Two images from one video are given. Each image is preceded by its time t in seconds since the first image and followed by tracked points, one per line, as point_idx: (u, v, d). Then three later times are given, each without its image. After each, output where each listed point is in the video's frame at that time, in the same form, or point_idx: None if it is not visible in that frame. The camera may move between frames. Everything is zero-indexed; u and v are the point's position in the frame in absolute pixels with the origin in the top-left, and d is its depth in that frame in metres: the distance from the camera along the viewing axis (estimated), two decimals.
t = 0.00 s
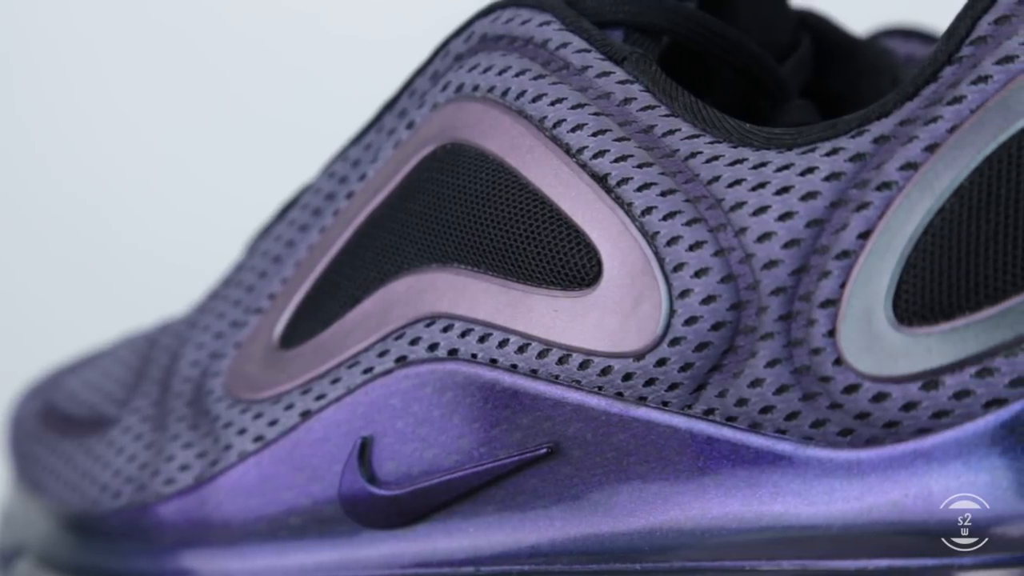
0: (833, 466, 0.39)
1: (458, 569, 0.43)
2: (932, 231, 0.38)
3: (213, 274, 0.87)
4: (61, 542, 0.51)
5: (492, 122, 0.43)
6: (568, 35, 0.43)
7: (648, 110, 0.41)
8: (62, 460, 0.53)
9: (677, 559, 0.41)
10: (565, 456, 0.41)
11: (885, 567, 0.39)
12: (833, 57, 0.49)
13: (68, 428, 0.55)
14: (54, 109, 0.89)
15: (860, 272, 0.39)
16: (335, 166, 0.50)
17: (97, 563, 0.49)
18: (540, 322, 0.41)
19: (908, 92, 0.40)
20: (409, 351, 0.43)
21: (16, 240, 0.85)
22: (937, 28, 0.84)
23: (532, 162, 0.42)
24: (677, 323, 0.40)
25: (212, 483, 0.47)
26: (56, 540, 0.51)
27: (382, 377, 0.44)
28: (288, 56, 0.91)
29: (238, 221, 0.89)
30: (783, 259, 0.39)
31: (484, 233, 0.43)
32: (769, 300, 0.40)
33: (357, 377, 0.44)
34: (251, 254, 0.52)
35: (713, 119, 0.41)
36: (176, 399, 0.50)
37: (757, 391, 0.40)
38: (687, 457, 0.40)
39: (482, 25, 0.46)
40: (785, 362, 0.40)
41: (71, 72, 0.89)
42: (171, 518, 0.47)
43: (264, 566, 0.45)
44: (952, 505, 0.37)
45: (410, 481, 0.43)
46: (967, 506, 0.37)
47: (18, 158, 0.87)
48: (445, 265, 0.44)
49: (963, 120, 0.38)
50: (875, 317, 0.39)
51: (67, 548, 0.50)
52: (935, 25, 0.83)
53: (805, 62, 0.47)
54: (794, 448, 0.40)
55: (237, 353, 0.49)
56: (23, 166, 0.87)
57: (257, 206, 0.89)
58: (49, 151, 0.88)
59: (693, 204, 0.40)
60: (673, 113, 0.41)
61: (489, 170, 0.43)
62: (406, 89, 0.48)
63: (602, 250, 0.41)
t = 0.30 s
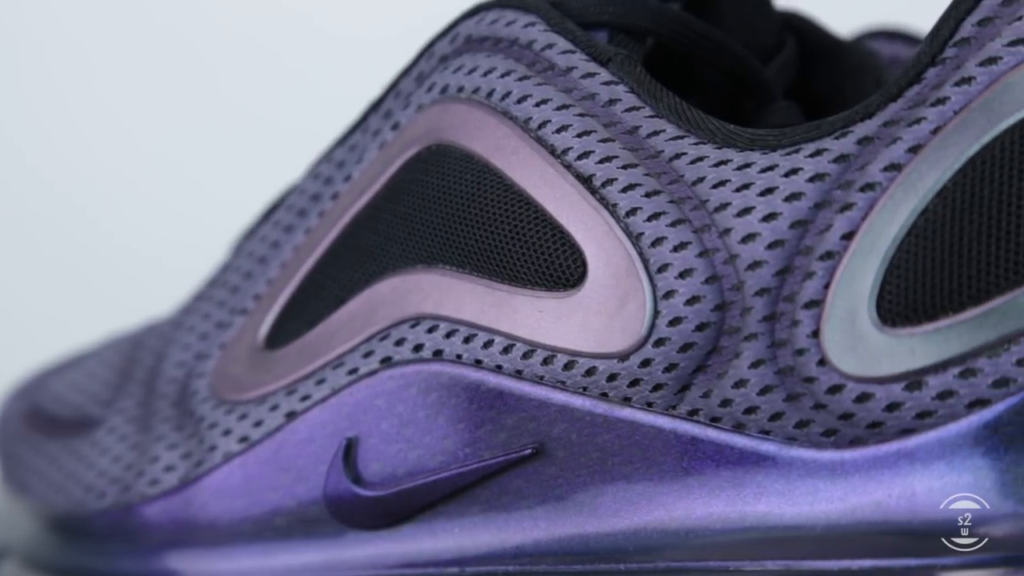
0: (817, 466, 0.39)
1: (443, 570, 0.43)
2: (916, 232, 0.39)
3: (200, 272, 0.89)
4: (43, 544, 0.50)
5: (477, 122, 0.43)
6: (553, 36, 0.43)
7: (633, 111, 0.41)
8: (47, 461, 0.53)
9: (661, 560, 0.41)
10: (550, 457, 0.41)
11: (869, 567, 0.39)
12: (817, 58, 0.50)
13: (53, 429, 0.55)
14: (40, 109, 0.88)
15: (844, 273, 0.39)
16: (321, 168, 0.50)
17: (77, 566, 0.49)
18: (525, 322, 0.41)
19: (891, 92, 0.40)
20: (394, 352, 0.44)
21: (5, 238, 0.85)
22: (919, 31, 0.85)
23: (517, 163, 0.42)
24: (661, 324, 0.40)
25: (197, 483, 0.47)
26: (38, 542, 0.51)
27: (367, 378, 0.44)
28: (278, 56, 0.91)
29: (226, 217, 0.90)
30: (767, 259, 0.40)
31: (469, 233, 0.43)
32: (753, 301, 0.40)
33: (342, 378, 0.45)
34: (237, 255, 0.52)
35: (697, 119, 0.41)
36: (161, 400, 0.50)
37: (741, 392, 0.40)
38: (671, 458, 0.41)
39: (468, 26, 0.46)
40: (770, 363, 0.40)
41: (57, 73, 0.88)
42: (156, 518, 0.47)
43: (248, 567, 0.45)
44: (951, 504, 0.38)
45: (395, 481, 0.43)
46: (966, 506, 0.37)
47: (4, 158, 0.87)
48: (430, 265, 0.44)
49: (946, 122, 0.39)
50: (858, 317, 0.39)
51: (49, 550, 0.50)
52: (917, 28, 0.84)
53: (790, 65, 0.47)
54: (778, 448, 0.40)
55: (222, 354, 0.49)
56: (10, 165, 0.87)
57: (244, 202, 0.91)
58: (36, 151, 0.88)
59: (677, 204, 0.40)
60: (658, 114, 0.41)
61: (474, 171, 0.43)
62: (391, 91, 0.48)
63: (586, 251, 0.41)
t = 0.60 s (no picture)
0: (798, 467, 0.39)
1: (424, 571, 0.43)
2: (896, 233, 0.39)
3: (186, 270, 0.88)
4: (23, 546, 0.50)
5: (459, 124, 0.43)
6: (535, 38, 0.43)
7: (614, 113, 0.41)
8: (29, 463, 0.53)
9: (642, 560, 0.41)
10: (531, 458, 0.41)
11: (849, 568, 0.39)
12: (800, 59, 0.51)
13: (35, 430, 0.55)
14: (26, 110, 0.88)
15: (825, 274, 0.39)
16: (303, 169, 0.50)
17: (58, 567, 0.49)
18: (507, 324, 0.41)
19: (872, 94, 0.40)
20: (376, 354, 0.44)
21: None
22: (902, 33, 0.85)
23: (499, 164, 0.42)
24: (642, 325, 0.40)
25: (179, 484, 0.47)
26: (19, 544, 0.51)
27: (349, 379, 0.44)
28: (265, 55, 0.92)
29: (211, 215, 0.90)
30: (748, 261, 0.40)
31: (450, 235, 0.43)
32: (734, 302, 0.40)
33: (324, 379, 0.45)
34: (219, 256, 0.52)
35: (679, 121, 0.41)
36: (143, 401, 0.50)
37: (722, 393, 0.40)
38: (652, 459, 0.41)
39: (449, 28, 0.46)
40: (750, 364, 0.40)
41: (43, 75, 0.89)
42: (138, 519, 0.47)
43: (229, 569, 0.45)
44: (952, 504, 0.37)
45: (377, 482, 0.43)
46: (967, 506, 0.37)
47: None
48: (412, 266, 0.44)
49: (926, 123, 0.39)
50: (838, 319, 0.39)
51: (30, 552, 0.50)
52: (900, 29, 0.84)
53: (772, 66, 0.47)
54: (759, 449, 0.40)
55: (204, 356, 0.49)
56: None
57: (231, 200, 0.90)
58: (23, 151, 0.88)
59: (659, 206, 0.40)
60: (639, 116, 0.41)
61: (456, 172, 0.43)
62: (373, 92, 0.49)
63: (568, 252, 0.41)
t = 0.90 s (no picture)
0: (780, 468, 0.39)
1: (407, 572, 0.43)
2: (877, 235, 0.39)
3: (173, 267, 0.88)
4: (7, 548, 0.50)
5: (442, 125, 0.43)
6: (518, 39, 0.43)
7: (597, 115, 0.41)
8: (12, 465, 0.53)
9: (624, 561, 0.41)
10: (514, 459, 0.41)
11: (831, 569, 0.39)
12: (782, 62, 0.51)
13: (17, 432, 0.55)
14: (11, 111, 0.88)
15: (807, 276, 0.39)
16: (286, 170, 0.50)
17: (40, 568, 0.49)
18: (489, 325, 0.41)
19: (854, 96, 0.40)
20: (359, 355, 0.44)
21: None
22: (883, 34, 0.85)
23: (482, 166, 0.42)
24: (624, 327, 0.40)
25: (162, 486, 0.47)
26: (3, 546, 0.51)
27: (331, 380, 0.44)
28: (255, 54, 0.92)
29: (199, 212, 0.90)
30: (730, 263, 0.40)
31: (433, 236, 0.43)
32: (716, 303, 0.40)
33: (307, 381, 0.45)
34: (202, 257, 0.52)
35: (662, 122, 0.41)
36: (125, 403, 0.50)
37: (704, 395, 0.40)
38: (635, 460, 0.41)
39: (432, 30, 0.46)
40: (732, 365, 0.40)
41: (28, 76, 0.89)
42: (121, 521, 0.47)
43: (211, 570, 0.45)
44: (952, 504, 0.37)
45: (360, 484, 0.43)
46: (967, 506, 0.37)
47: None
48: (395, 268, 0.44)
49: (907, 126, 0.39)
50: (820, 320, 0.39)
51: (13, 555, 0.50)
52: (884, 29, 0.84)
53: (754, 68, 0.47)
54: (741, 450, 0.40)
55: (187, 357, 0.49)
56: None
57: (218, 197, 0.90)
58: (10, 152, 0.88)
59: (641, 207, 0.40)
60: (622, 118, 0.41)
61: (439, 174, 0.43)
62: (356, 94, 0.48)
63: (550, 253, 0.41)
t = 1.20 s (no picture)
0: (756, 470, 0.39)
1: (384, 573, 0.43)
2: (853, 237, 0.39)
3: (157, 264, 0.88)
4: None
5: (420, 128, 0.43)
6: (495, 42, 0.43)
7: (574, 117, 0.41)
8: None
9: (601, 563, 0.41)
10: (491, 461, 0.41)
11: (806, 570, 0.39)
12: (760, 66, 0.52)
13: None
14: None
15: (782, 278, 0.40)
16: (264, 172, 0.50)
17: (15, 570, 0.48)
18: (467, 327, 0.42)
19: (830, 99, 0.40)
20: (336, 357, 0.44)
21: None
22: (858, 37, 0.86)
23: (459, 168, 0.42)
24: (601, 329, 0.40)
25: (139, 488, 0.47)
26: None
27: (309, 383, 0.44)
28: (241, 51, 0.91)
29: (184, 209, 0.90)
30: (706, 265, 0.40)
31: (410, 239, 0.43)
32: (692, 305, 0.40)
33: (284, 383, 0.45)
34: (180, 259, 0.52)
35: (638, 125, 0.41)
36: (102, 405, 0.50)
37: (681, 397, 0.40)
38: (612, 462, 0.41)
39: (409, 33, 0.46)
40: (708, 367, 0.40)
41: (11, 76, 0.89)
42: (97, 523, 0.47)
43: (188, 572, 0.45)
44: (952, 505, 0.37)
45: (337, 486, 0.43)
46: (967, 506, 0.37)
47: None
48: (372, 270, 0.44)
49: (883, 128, 0.39)
50: (796, 322, 0.39)
51: None
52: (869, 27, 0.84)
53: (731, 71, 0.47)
54: (717, 452, 0.40)
55: (164, 360, 0.49)
56: None
57: (203, 194, 0.90)
58: None
59: (618, 210, 0.40)
60: (599, 120, 0.41)
61: (416, 176, 0.43)
62: (333, 96, 0.49)
63: (527, 255, 0.41)
